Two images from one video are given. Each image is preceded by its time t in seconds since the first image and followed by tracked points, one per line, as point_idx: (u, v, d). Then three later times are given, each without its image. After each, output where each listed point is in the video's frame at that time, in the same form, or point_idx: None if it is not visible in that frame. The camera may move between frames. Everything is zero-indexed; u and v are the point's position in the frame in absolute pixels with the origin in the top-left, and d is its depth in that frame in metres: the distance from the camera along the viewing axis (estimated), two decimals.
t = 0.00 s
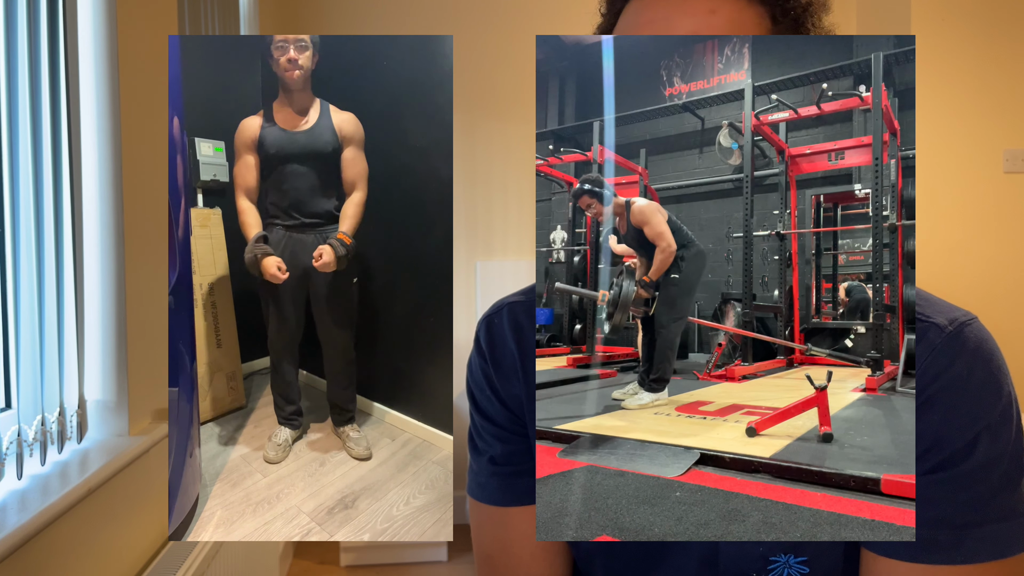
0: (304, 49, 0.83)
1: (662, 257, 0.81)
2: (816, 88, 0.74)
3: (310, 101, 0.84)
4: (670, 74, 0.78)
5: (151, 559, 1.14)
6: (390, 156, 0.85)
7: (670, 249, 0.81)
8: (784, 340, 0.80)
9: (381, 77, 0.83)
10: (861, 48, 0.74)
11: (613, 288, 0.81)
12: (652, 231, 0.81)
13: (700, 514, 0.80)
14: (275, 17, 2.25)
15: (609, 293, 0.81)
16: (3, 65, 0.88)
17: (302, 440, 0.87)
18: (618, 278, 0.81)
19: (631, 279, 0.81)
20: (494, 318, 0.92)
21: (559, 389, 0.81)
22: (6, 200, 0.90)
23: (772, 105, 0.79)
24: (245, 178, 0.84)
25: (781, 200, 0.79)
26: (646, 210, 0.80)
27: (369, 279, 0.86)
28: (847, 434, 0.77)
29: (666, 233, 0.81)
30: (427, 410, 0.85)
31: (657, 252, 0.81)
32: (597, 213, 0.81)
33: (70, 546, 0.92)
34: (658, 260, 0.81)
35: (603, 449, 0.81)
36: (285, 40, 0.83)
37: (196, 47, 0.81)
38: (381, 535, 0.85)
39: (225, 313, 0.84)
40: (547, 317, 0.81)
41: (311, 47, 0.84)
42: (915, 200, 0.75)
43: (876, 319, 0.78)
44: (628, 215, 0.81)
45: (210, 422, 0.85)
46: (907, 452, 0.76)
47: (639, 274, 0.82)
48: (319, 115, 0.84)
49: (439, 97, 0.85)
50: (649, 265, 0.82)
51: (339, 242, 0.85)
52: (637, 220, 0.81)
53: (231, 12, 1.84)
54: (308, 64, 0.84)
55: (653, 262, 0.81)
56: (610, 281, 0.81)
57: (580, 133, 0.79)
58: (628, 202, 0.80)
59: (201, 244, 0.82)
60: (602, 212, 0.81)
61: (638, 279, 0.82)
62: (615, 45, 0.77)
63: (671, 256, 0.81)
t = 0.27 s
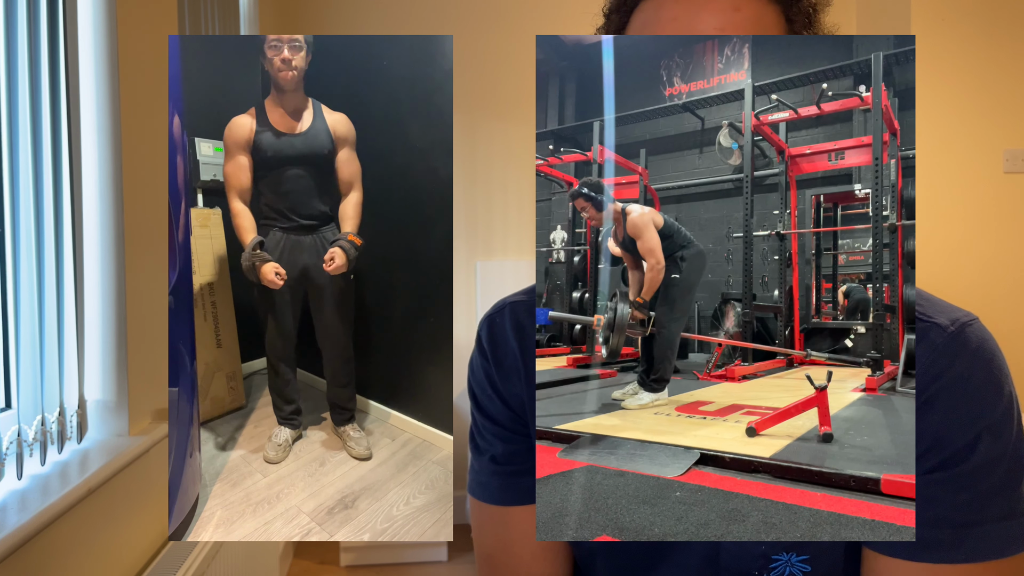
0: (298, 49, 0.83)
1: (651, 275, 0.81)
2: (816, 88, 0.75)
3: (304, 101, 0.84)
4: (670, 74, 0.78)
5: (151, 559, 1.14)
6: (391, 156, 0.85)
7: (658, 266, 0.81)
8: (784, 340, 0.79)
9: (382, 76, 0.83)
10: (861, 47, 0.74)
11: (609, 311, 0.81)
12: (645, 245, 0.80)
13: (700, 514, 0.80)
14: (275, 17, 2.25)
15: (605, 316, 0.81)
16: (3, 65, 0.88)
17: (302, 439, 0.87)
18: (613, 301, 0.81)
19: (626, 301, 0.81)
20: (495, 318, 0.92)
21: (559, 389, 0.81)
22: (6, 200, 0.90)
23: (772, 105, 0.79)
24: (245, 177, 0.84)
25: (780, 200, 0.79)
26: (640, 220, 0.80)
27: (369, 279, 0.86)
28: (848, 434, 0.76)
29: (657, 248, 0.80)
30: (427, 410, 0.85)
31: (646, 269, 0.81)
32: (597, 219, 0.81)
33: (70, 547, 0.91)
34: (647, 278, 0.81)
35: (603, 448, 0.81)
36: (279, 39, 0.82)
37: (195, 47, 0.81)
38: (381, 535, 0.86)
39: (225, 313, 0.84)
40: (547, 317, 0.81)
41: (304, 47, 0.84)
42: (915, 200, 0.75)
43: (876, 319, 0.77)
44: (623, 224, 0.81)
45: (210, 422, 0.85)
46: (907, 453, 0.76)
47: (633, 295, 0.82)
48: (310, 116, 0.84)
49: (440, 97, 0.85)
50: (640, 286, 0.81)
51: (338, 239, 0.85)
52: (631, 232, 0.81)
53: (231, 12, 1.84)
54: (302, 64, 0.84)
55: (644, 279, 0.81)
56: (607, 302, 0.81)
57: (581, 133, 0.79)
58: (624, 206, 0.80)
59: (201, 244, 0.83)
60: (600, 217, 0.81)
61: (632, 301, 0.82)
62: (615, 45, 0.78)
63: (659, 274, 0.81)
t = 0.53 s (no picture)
0: (290, 49, 0.83)
1: (640, 288, 0.82)
2: (816, 88, 0.75)
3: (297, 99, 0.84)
4: (670, 74, 0.78)
5: (151, 559, 1.14)
6: (391, 156, 0.85)
7: (647, 279, 0.81)
8: (784, 340, 0.80)
9: (382, 76, 0.83)
10: (860, 48, 0.74)
11: (604, 329, 0.81)
12: (636, 256, 0.81)
13: (700, 514, 0.80)
14: (275, 17, 2.25)
15: (601, 334, 0.80)
16: (3, 65, 0.88)
17: (302, 439, 0.87)
18: (608, 317, 0.81)
19: (621, 317, 0.81)
20: (497, 318, 0.92)
21: (559, 389, 0.81)
22: (6, 199, 0.90)
23: (772, 105, 0.79)
24: (245, 177, 0.84)
25: (780, 200, 0.80)
26: (634, 227, 0.81)
27: (369, 279, 0.86)
28: (848, 434, 0.76)
29: (648, 259, 0.81)
30: (427, 410, 0.85)
31: (636, 280, 0.81)
32: (597, 223, 0.81)
33: (70, 547, 0.91)
34: (637, 292, 0.81)
35: (603, 448, 0.81)
36: (271, 39, 0.82)
37: (195, 47, 0.81)
38: (381, 535, 0.86)
39: (226, 313, 0.84)
40: (547, 317, 0.82)
41: (296, 48, 0.83)
42: (915, 200, 0.75)
43: (876, 319, 0.77)
44: (618, 233, 0.81)
45: (209, 422, 0.85)
46: (908, 452, 0.76)
47: (627, 310, 0.81)
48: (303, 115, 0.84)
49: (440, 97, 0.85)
50: (632, 301, 0.81)
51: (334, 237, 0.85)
52: (622, 242, 0.81)
53: (231, 12, 1.84)
54: (294, 64, 0.83)
55: (635, 289, 0.81)
56: (603, 320, 0.81)
57: (580, 133, 0.79)
58: (617, 213, 0.81)
59: (201, 243, 0.83)
60: (595, 225, 0.81)
61: (626, 317, 0.81)
62: (615, 45, 0.78)
63: (648, 287, 0.81)
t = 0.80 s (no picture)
0: (295, 48, 0.83)
1: (640, 290, 0.81)
2: (815, 88, 0.75)
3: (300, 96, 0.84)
4: (670, 74, 0.78)
5: (151, 559, 1.14)
6: (390, 156, 0.84)
7: (647, 280, 0.81)
8: (784, 340, 0.80)
9: (382, 77, 0.83)
10: (860, 47, 0.74)
11: (603, 331, 0.81)
12: (634, 257, 0.81)
13: (700, 514, 0.80)
14: (275, 16, 2.25)
15: (600, 336, 0.80)
16: (3, 64, 0.88)
17: (301, 439, 0.87)
18: (608, 318, 0.81)
19: (620, 319, 0.81)
20: (497, 318, 0.92)
21: (559, 389, 0.81)
22: (5, 199, 0.90)
23: (772, 105, 0.79)
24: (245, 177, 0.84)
25: (781, 200, 0.79)
26: (632, 229, 0.81)
27: (367, 280, 0.85)
28: (847, 434, 0.77)
29: (648, 259, 0.81)
30: (428, 410, 0.85)
31: (635, 280, 0.81)
32: (597, 226, 0.81)
33: (70, 546, 0.91)
34: (636, 293, 0.81)
35: (603, 448, 0.81)
36: (275, 37, 0.82)
37: (196, 47, 0.81)
38: (381, 535, 0.86)
39: (226, 313, 0.84)
40: (547, 317, 0.82)
41: (301, 47, 0.84)
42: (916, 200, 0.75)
43: (876, 319, 0.78)
44: (616, 237, 0.81)
45: (209, 422, 0.85)
46: (907, 452, 0.76)
47: (626, 312, 0.81)
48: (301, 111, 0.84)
49: (440, 97, 0.84)
50: (631, 302, 0.81)
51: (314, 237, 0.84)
52: (620, 245, 0.81)
53: (231, 12, 1.84)
54: (298, 63, 0.84)
55: (635, 289, 0.81)
56: (603, 322, 0.81)
57: (581, 133, 0.79)
58: (615, 214, 0.81)
59: (201, 243, 0.83)
60: (592, 229, 0.81)
61: (625, 318, 0.81)
62: (615, 45, 0.78)
63: (647, 289, 0.81)
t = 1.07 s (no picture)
0: (308, 39, 0.83)
1: (647, 271, 0.81)
2: (816, 88, 0.75)
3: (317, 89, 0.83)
4: (670, 74, 0.78)
5: (151, 559, 1.15)
6: (390, 155, 0.84)
7: (655, 263, 0.81)
8: (784, 340, 0.80)
9: (382, 76, 0.83)
10: (861, 47, 0.74)
11: (606, 308, 0.80)
12: (639, 244, 0.81)
13: (700, 514, 0.80)
14: (275, 16, 2.25)
15: (602, 313, 0.80)
16: (3, 64, 0.88)
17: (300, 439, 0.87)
18: (609, 299, 0.80)
19: (623, 297, 0.81)
20: (495, 318, 0.92)
21: (559, 389, 0.81)
22: (6, 199, 0.90)
23: (772, 105, 0.79)
24: (245, 177, 0.83)
25: (781, 200, 0.79)
26: (632, 220, 0.81)
27: (367, 280, 0.85)
28: (847, 434, 0.76)
29: (652, 245, 0.80)
30: (428, 410, 0.85)
31: (642, 266, 0.81)
32: (597, 222, 0.81)
33: (70, 547, 0.91)
34: (643, 276, 0.81)
35: (603, 448, 0.81)
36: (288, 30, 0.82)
37: (196, 47, 0.81)
38: (381, 535, 0.86)
39: (226, 313, 0.84)
40: (547, 317, 0.81)
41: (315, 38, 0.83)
42: (915, 200, 0.75)
43: (876, 319, 0.78)
44: (616, 228, 0.81)
45: (209, 422, 0.85)
46: (907, 452, 0.76)
47: (630, 291, 0.81)
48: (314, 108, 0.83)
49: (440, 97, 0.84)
50: (636, 283, 0.81)
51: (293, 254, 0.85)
52: (622, 235, 0.81)
53: (231, 12, 1.84)
54: (312, 54, 0.83)
55: (641, 275, 0.81)
56: (606, 297, 0.80)
57: (580, 133, 0.79)
58: (615, 210, 0.81)
59: (201, 243, 0.82)
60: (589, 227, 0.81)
61: (629, 298, 0.81)
62: (615, 45, 0.78)
63: (654, 271, 0.81)
